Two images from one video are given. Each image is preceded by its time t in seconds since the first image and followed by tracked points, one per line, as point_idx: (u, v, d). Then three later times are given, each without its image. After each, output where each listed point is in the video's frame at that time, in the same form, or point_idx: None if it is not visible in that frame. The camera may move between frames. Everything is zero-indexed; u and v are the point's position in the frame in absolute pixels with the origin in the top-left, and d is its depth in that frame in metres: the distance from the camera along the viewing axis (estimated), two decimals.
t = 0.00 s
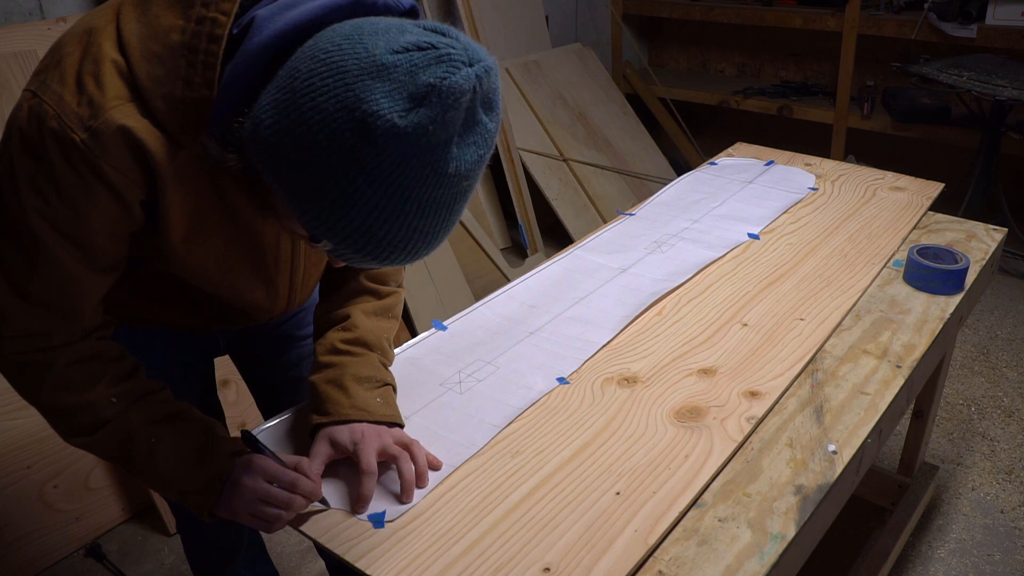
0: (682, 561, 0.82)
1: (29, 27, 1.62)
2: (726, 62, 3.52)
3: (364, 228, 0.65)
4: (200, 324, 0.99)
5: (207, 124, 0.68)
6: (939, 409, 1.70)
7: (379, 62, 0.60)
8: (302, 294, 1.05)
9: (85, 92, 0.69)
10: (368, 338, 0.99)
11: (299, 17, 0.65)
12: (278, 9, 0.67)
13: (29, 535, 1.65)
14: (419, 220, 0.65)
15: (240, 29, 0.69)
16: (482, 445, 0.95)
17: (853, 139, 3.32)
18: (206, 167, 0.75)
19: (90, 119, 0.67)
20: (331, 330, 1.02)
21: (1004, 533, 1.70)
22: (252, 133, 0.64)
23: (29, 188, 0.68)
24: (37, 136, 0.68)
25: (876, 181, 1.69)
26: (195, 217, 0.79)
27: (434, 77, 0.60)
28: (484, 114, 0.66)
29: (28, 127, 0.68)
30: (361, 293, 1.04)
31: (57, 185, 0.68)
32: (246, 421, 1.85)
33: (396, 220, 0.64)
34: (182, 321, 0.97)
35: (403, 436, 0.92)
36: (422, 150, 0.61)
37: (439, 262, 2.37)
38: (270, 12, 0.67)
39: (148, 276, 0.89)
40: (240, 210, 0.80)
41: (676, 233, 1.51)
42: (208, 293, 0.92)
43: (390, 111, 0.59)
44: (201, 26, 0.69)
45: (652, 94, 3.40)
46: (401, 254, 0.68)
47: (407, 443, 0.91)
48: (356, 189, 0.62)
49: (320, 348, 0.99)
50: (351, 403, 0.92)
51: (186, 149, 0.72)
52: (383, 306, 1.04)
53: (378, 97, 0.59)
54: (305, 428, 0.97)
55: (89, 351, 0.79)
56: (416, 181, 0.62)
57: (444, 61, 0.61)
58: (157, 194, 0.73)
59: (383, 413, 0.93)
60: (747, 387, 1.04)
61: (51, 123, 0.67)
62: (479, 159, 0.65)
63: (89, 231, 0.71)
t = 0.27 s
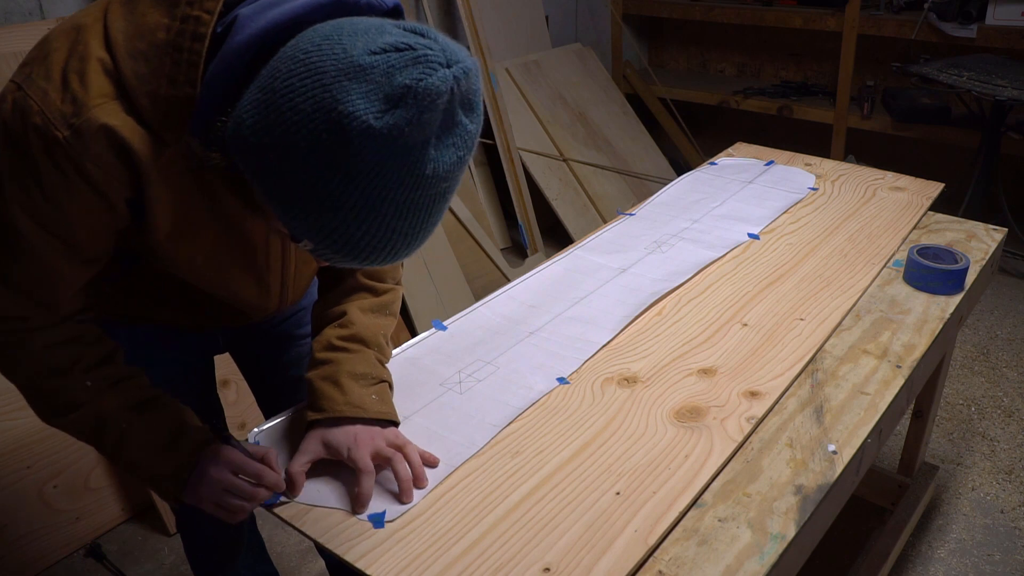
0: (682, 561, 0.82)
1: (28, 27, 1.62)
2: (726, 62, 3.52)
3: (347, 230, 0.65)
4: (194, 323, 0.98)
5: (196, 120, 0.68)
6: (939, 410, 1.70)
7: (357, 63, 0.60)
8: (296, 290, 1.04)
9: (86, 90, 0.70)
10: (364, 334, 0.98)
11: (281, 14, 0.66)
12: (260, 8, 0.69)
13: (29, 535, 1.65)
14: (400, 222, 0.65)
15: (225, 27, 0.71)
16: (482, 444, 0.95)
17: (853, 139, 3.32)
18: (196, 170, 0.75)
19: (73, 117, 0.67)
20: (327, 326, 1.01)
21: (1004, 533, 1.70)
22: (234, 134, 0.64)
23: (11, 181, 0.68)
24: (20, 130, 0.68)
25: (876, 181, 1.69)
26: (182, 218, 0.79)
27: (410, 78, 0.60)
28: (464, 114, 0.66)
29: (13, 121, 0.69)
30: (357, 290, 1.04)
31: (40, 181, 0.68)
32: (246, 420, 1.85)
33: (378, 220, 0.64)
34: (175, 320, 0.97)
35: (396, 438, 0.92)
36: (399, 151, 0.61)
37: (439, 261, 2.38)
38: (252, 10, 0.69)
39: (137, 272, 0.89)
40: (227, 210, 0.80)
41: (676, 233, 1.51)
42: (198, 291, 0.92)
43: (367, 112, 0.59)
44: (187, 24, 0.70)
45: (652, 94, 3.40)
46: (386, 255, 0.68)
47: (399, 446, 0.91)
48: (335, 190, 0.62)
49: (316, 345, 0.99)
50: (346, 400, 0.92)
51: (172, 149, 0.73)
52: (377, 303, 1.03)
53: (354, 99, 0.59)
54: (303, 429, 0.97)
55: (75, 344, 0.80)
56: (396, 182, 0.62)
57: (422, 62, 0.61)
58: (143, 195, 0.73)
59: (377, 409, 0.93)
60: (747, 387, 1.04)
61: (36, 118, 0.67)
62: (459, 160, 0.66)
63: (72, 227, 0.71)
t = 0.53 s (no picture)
0: (682, 561, 0.83)
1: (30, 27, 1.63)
2: (726, 62, 3.52)
3: (257, 170, 0.63)
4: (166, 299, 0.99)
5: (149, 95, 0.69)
6: (939, 409, 1.70)
7: None
8: (266, 271, 1.05)
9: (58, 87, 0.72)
10: (340, 321, 0.99)
11: None
12: None
13: (30, 535, 1.65)
14: (299, 152, 0.62)
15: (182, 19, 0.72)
16: (482, 442, 0.95)
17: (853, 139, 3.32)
18: (168, 150, 0.77)
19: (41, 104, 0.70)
20: (303, 313, 1.02)
21: (1004, 533, 1.69)
22: (157, 96, 0.65)
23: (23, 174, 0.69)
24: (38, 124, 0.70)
25: (876, 181, 1.69)
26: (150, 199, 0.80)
27: None
28: (363, 40, 0.63)
29: (23, 115, 0.70)
30: (332, 275, 1.04)
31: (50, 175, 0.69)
32: (246, 420, 1.85)
33: (282, 154, 0.62)
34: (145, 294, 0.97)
35: (351, 425, 0.93)
36: (282, 70, 0.59)
37: (439, 261, 2.37)
38: None
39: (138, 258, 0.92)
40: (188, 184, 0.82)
41: (676, 233, 1.51)
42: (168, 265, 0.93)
43: (246, 36, 0.58)
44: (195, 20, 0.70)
45: (652, 94, 3.40)
46: (298, 193, 0.66)
47: (352, 435, 0.92)
48: (231, 119, 0.60)
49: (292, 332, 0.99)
50: (314, 381, 0.92)
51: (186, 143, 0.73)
52: (353, 288, 1.03)
53: (233, 24, 0.59)
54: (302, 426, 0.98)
55: (56, 320, 0.81)
56: (293, 110, 0.60)
57: None
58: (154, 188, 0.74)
59: (342, 392, 0.93)
60: (747, 386, 1.04)
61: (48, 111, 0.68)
62: (359, 88, 0.62)
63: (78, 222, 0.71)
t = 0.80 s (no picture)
0: (682, 561, 0.82)
1: (30, 27, 1.63)
2: (726, 62, 3.52)
3: (282, 228, 0.67)
4: (183, 309, 1.01)
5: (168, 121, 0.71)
6: (939, 409, 1.70)
7: (277, 65, 0.62)
8: (277, 277, 1.06)
9: (56, 94, 0.74)
10: (342, 327, 1.00)
11: (221, 15, 0.68)
12: (205, 9, 0.70)
13: (30, 535, 1.65)
14: (322, 217, 0.67)
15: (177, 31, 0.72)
16: (481, 444, 0.95)
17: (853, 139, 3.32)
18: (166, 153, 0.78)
19: (37, 121, 0.73)
20: (307, 317, 1.03)
21: (1004, 533, 1.70)
22: (179, 129, 0.67)
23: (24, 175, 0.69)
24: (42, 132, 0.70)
25: (876, 181, 1.69)
26: (156, 209, 0.82)
27: (325, 79, 0.62)
28: (387, 112, 0.67)
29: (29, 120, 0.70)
30: (336, 281, 1.04)
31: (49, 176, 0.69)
32: (246, 420, 1.85)
33: (309, 220, 0.66)
34: (163, 309, 0.99)
35: (346, 431, 0.94)
36: (315, 150, 0.62)
37: (440, 261, 2.37)
38: (197, 12, 0.71)
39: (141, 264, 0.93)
40: (204, 202, 0.84)
41: (676, 233, 1.51)
42: (183, 275, 0.95)
43: (283, 114, 0.61)
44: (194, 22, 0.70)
45: (652, 94, 3.40)
46: (318, 250, 0.71)
47: (347, 440, 0.93)
48: (259, 184, 0.64)
49: (294, 336, 1.01)
50: (315, 389, 0.94)
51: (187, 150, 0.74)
52: (357, 294, 1.03)
53: (273, 101, 0.61)
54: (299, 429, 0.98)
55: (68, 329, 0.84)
56: (323, 184, 0.64)
57: (337, 63, 0.63)
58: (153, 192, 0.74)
59: (346, 401, 0.95)
60: (747, 387, 1.04)
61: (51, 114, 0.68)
62: (383, 158, 0.67)
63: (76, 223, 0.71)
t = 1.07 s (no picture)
0: (682, 561, 0.82)
1: (31, 27, 1.63)
2: (726, 63, 3.52)
3: (282, 223, 0.67)
4: (186, 304, 1.01)
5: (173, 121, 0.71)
6: (939, 409, 1.70)
7: (282, 62, 0.62)
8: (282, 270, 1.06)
9: (64, 85, 0.73)
10: (346, 318, 0.99)
11: (228, 10, 0.68)
12: (212, 2, 0.71)
13: (30, 535, 1.65)
14: (323, 213, 0.67)
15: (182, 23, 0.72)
16: (481, 443, 0.95)
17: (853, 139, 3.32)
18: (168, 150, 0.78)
19: (44, 110, 0.72)
20: (311, 308, 1.03)
21: (1004, 533, 1.69)
22: (183, 124, 0.67)
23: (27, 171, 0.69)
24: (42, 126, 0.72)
25: (876, 181, 1.69)
26: (161, 202, 0.82)
27: (329, 78, 0.62)
28: (389, 111, 0.67)
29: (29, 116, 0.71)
30: (340, 273, 1.04)
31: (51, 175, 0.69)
32: (246, 420, 1.85)
33: (309, 216, 0.66)
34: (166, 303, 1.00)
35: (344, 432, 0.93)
36: (318, 147, 0.62)
37: (440, 261, 2.37)
38: (203, 5, 0.71)
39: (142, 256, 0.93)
40: (207, 196, 0.83)
41: (676, 233, 1.51)
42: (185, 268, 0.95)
43: (287, 111, 0.61)
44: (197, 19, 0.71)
45: (652, 94, 3.40)
46: (316, 245, 0.71)
47: (345, 441, 0.93)
48: (263, 180, 0.64)
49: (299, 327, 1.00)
50: (320, 379, 0.94)
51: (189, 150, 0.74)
52: (362, 286, 1.03)
53: (276, 97, 0.61)
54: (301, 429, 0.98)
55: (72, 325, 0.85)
56: (324, 180, 0.64)
57: (342, 62, 0.63)
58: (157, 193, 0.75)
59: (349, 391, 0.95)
60: (747, 386, 1.04)
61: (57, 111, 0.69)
62: (384, 156, 0.67)
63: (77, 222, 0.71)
